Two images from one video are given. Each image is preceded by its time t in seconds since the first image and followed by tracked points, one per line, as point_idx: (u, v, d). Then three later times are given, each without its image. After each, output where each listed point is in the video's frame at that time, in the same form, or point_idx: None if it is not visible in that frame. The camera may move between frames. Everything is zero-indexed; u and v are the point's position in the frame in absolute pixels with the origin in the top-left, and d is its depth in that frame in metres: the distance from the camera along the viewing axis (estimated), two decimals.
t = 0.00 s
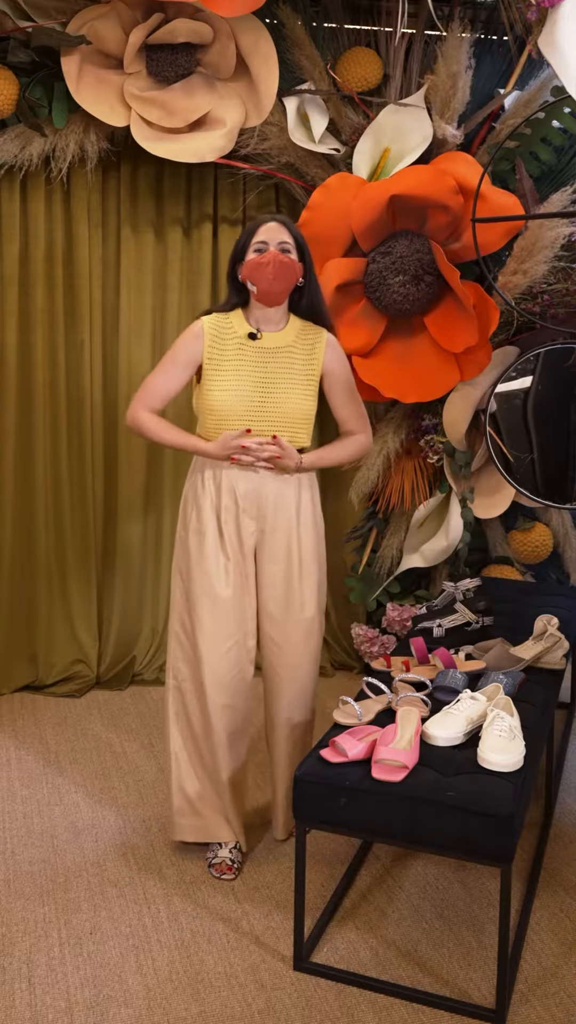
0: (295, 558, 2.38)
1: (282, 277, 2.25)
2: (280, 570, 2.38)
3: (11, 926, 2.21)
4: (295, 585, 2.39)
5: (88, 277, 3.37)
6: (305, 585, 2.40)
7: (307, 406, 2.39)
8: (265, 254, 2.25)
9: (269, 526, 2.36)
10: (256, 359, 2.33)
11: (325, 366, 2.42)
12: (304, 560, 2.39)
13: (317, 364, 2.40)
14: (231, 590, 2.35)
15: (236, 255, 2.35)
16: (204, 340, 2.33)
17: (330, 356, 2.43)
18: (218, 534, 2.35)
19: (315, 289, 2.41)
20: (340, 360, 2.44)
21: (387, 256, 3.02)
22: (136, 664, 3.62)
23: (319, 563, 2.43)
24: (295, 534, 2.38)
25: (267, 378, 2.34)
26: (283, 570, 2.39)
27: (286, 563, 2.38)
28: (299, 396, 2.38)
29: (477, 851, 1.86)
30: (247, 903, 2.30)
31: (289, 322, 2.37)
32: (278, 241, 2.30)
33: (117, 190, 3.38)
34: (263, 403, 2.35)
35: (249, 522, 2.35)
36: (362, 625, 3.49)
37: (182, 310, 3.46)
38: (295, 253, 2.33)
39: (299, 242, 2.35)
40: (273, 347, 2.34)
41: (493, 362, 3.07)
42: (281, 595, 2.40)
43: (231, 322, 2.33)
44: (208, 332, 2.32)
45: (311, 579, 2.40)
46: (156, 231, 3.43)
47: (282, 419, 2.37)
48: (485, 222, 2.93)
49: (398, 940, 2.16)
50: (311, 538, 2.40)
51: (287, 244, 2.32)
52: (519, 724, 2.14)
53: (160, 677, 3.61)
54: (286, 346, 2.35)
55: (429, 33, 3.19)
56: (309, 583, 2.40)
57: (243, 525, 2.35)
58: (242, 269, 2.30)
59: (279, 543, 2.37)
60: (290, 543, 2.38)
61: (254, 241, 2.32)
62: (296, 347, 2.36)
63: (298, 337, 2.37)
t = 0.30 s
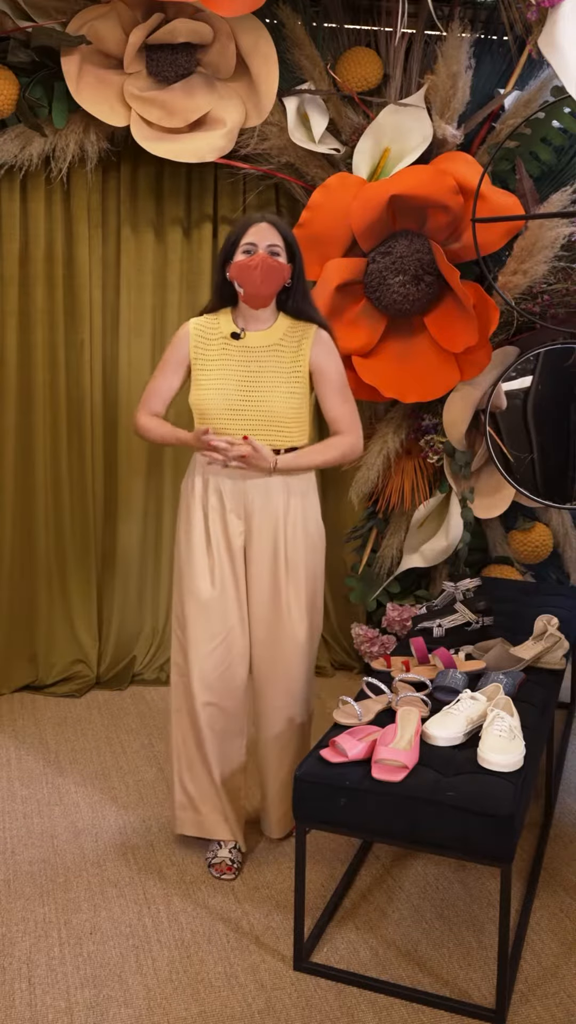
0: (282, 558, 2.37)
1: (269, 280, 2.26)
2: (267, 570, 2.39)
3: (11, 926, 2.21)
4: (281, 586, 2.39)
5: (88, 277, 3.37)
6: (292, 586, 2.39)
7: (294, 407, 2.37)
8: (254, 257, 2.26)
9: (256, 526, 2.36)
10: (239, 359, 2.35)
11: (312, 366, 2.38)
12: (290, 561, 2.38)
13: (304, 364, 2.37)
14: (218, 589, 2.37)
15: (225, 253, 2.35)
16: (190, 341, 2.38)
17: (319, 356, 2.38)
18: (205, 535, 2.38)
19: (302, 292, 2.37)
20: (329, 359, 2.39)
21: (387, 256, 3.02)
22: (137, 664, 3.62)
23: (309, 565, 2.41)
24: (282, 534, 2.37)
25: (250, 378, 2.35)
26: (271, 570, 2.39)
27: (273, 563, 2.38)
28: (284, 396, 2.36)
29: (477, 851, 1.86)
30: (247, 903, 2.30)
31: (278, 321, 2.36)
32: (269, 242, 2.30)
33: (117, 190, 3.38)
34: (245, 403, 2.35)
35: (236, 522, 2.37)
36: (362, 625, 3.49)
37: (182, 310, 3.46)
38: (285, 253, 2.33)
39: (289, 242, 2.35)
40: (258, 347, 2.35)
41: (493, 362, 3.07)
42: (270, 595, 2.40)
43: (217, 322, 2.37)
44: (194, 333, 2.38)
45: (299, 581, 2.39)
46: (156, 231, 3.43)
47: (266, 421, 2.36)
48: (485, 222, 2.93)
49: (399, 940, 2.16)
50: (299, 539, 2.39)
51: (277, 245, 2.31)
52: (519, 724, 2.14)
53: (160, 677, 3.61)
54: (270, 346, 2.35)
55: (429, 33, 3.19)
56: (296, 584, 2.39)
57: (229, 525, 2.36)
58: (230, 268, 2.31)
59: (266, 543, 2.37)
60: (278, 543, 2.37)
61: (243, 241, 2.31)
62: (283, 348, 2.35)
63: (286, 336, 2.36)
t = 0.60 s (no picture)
0: (280, 557, 2.38)
1: (262, 285, 2.27)
2: (266, 569, 2.39)
3: (11, 926, 2.21)
4: (280, 584, 2.38)
5: (88, 277, 3.37)
6: (289, 586, 2.38)
7: (291, 409, 2.37)
8: (247, 261, 2.26)
9: (254, 526, 2.37)
10: (234, 359, 2.36)
11: (309, 367, 2.37)
12: (288, 560, 2.38)
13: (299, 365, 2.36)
14: (215, 588, 2.38)
15: (220, 253, 2.35)
16: (187, 343, 2.40)
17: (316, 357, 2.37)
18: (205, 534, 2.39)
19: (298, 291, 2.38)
20: (327, 360, 2.38)
21: (387, 256, 3.02)
22: (136, 664, 3.62)
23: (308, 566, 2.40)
24: (280, 534, 2.37)
25: (245, 379, 2.35)
26: (269, 569, 2.39)
27: (271, 563, 2.39)
28: (279, 397, 2.35)
29: (477, 851, 1.87)
30: (248, 903, 2.30)
31: (274, 322, 2.37)
32: (261, 247, 2.30)
33: (117, 191, 3.38)
34: (243, 402, 2.35)
35: (235, 521, 2.38)
36: (362, 625, 3.49)
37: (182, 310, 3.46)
38: (279, 256, 2.33)
39: (284, 243, 2.34)
40: (253, 347, 2.35)
41: (492, 363, 3.07)
42: (269, 595, 2.40)
43: (213, 324, 2.38)
44: (191, 335, 2.39)
45: (295, 581, 2.38)
46: (156, 231, 3.43)
47: (261, 423, 2.36)
48: (485, 222, 2.93)
49: (398, 940, 2.16)
50: (297, 539, 2.38)
51: (270, 251, 2.31)
52: (519, 724, 2.14)
53: (160, 677, 3.61)
54: (265, 347, 2.35)
55: (429, 33, 3.19)
56: (293, 584, 2.38)
57: (228, 524, 2.38)
58: (223, 270, 2.31)
59: (264, 543, 2.38)
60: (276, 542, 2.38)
61: (236, 244, 2.31)
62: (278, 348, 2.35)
63: (282, 337, 2.36)
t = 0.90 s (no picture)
0: (295, 555, 2.37)
1: (270, 286, 2.27)
2: (280, 567, 2.39)
3: (11, 926, 2.21)
4: (296, 583, 2.38)
5: (88, 277, 3.37)
6: (306, 583, 2.38)
7: (304, 408, 2.39)
8: (254, 263, 2.26)
9: (268, 525, 2.36)
10: (245, 358, 2.35)
11: (318, 364, 2.39)
12: (304, 558, 2.38)
13: (309, 363, 2.37)
14: (226, 588, 2.37)
15: (225, 253, 2.33)
16: (195, 343, 2.38)
17: (324, 355, 2.38)
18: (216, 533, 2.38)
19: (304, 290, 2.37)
20: (334, 359, 2.40)
21: (387, 256, 3.02)
22: (136, 664, 3.62)
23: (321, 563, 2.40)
24: (294, 534, 2.37)
25: (258, 378, 2.35)
26: (284, 567, 2.39)
27: (287, 561, 2.38)
28: (293, 397, 2.36)
29: (477, 851, 1.87)
30: (248, 903, 2.30)
31: (282, 321, 2.37)
32: (268, 246, 2.29)
33: (117, 191, 3.38)
34: (256, 401, 2.35)
35: (249, 520, 2.36)
36: (362, 625, 3.49)
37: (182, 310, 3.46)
38: (284, 253, 2.32)
39: (289, 242, 2.33)
40: (263, 346, 2.35)
41: (492, 363, 3.07)
42: (282, 593, 2.40)
43: (221, 324, 2.37)
44: (198, 335, 2.38)
45: (312, 578, 2.39)
46: (156, 231, 3.43)
47: (277, 422, 2.37)
48: (485, 222, 2.93)
49: (399, 940, 2.16)
50: (313, 538, 2.39)
51: (276, 249, 2.30)
52: (519, 724, 2.14)
53: (160, 677, 3.61)
54: (275, 346, 2.35)
55: (429, 33, 3.19)
56: (310, 581, 2.39)
57: (241, 523, 2.36)
58: (230, 271, 2.31)
59: (279, 542, 2.37)
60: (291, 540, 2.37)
61: (242, 245, 2.30)
62: (288, 347, 2.36)
63: (290, 335, 2.36)
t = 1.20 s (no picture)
0: (307, 552, 2.39)
1: (281, 286, 2.27)
2: (292, 565, 2.40)
3: (11, 926, 2.21)
4: (308, 580, 2.40)
5: (88, 277, 3.37)
6: (319, 579, 2.40)
7: (315, 406, 2.40)
8: (266, 263, 2.26)
9: (281, 523, 2.37)
10: (258, 358, 2.35)
11: (327, 364, 2.41)
12: (316, 555, 2.40)
13: (320, 362, 2.39)
14: (240, 587, 2.37)
15: (237, 252, 2.34)
16: (206, 342, 2.36)
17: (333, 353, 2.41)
18: (228, 532, 2.37)
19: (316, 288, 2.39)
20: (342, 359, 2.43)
21: (387, 256, 3.02)
22: (136, 664, 3.62)
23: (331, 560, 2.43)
24: (307, 531, 2.38)
25: (271, 378, 2.36)
26: (295, 565, 2.40)
27: (299, 558, 2.39)
28: (305, 396, 2.38)
29: (477, 851, 1.86)
30: (247, 903, 2.30)
31: (291, 321, 2.38)
32: (279, 247, 2.29)
33: (117, 191, 3.38)
34: (269, 401, 2.36)
35: (262, 518, 2.36)
36: (362, 626, 3.49)
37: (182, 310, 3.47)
38: (295, 253, 2.33)
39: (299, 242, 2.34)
40: (275, 346, 2.35)
41: (493, 363, 3.07)
42: (293, 591, 2.41)
43: (232, 324, 2.36)
44: (209, 334, 2.36)
45: (324, 575, 2.41)
46: (156, 231, 3.43)
47: (290, 421, 2.37)
48: (485, 222, 2.94)
49: (399, 940, 2.16)
50: (324, 536, 2.41)
51: (288, 249, 2.31)
52: (519, 724, 2.14)
53: (160, 677, 3.61)
54: (287, 346, 2.36)
55: (429, 33, 3.19)
56: (322, 578, 2.41)
57: (254, 521, 2.36)
58: (242, 271, 2.31)
59: (291, 540, 2.38)
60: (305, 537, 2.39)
61: (254, 245, 2.30)
62: (299, 347, 2.37)
63: (300, 335, 2.37)
